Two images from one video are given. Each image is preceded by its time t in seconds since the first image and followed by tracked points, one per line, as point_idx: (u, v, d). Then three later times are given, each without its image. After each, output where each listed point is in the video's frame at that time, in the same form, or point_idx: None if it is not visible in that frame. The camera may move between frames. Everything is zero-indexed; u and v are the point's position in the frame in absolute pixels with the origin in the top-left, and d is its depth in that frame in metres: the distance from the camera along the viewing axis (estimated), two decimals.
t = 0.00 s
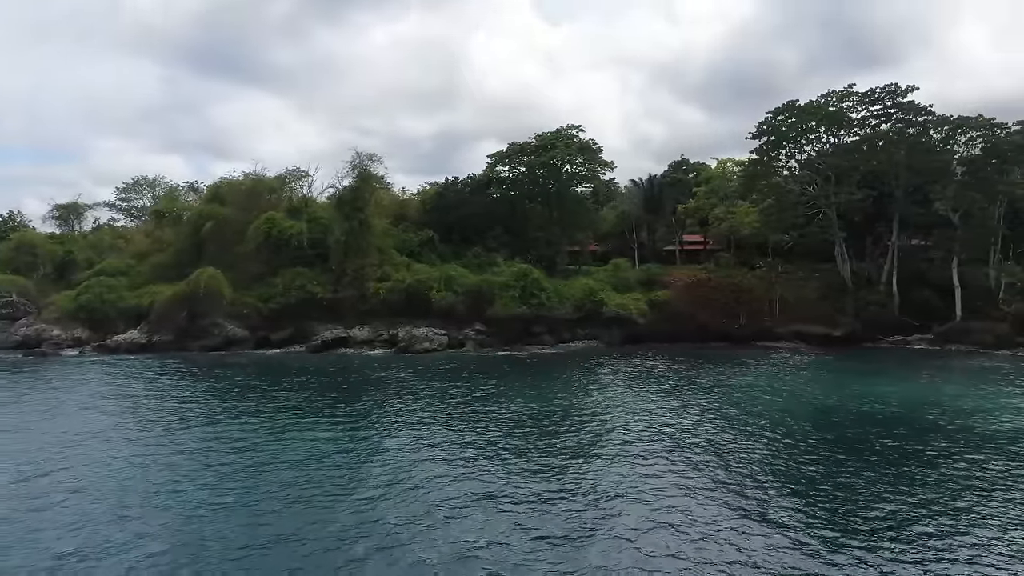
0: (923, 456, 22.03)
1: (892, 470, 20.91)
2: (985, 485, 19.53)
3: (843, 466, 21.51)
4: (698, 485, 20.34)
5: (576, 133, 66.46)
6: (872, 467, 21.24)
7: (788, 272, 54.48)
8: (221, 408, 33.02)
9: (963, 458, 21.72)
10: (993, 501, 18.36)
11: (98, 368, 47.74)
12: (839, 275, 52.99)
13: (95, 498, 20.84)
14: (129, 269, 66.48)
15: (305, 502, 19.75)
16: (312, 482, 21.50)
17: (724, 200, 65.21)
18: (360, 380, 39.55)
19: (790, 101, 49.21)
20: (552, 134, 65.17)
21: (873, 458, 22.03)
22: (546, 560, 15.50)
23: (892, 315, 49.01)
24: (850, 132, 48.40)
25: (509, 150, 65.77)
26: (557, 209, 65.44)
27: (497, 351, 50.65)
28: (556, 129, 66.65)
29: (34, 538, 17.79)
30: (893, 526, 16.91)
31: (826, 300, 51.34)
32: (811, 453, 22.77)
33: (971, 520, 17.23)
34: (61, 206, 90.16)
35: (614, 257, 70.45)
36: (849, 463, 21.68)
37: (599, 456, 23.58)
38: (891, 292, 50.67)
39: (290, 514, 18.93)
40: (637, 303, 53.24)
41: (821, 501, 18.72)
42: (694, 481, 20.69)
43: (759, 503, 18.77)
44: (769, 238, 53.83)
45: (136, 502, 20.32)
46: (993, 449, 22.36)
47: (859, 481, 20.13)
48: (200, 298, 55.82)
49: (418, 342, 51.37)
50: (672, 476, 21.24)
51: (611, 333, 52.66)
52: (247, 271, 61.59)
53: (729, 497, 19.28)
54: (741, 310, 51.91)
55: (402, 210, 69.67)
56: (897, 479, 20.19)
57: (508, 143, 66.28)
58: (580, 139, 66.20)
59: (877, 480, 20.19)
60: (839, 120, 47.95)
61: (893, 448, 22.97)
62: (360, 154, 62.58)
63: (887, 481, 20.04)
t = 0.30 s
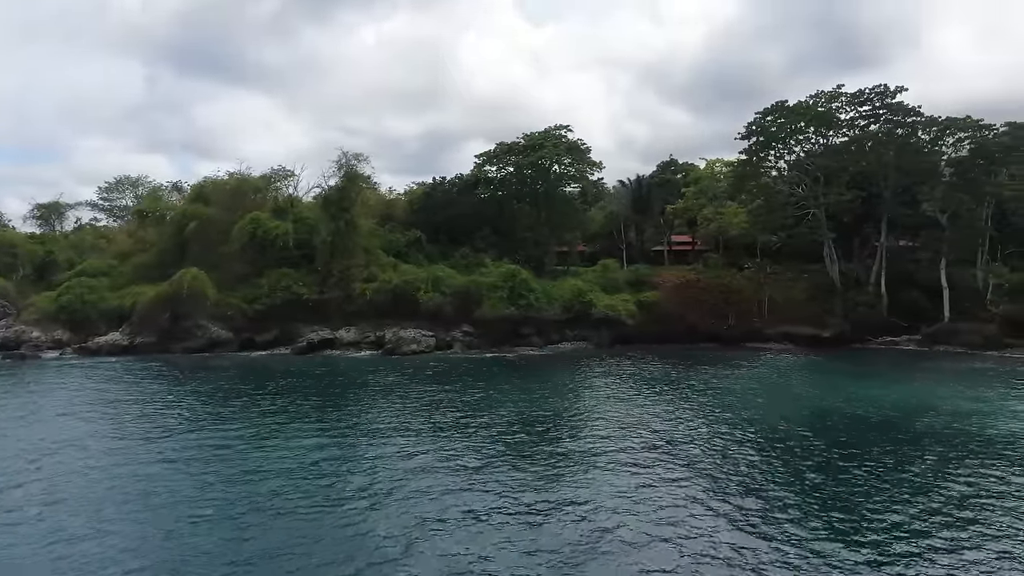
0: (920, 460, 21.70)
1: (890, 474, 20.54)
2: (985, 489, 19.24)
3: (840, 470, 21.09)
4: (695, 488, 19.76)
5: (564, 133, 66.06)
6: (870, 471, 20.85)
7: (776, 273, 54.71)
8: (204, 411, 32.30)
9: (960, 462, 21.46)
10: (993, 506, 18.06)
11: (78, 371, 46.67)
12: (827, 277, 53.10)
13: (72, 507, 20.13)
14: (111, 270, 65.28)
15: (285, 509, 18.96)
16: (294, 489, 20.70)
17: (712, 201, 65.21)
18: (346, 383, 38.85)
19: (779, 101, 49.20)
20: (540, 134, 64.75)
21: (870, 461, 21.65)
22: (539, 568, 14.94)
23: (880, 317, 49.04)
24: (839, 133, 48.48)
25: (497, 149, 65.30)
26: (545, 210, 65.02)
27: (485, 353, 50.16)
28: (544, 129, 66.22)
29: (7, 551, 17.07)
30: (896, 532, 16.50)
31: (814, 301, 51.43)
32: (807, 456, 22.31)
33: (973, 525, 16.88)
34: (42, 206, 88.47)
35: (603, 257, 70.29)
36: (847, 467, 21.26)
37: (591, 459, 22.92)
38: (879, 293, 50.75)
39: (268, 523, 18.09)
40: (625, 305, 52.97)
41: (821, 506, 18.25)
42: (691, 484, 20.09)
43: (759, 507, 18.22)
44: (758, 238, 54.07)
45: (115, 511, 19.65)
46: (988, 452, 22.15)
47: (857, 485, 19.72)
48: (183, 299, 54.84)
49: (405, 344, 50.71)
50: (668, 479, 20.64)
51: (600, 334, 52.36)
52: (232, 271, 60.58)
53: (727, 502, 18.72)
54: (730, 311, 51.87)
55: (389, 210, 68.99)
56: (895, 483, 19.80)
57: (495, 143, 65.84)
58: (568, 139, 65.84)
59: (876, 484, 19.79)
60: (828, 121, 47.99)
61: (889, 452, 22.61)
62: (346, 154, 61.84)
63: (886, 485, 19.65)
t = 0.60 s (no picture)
0: (911, 461, 21.70)
1: (883, 476, 20.47)
2: (979, 488, 19.28)
3: (837, 473, 20.92)
4: (689, 493, 19.49)
5: (552, 133, 65.70)
6: (862, 472, 20.81)
7: (764, 274, 54.84)
8: (187, 414, 31.63)
9: (949, 462, 21.54)
10: (989, 506, 17.99)
11: (57, 373, 45.56)
12: (816, 278, 53.18)
13: (50, 510, 19.47)
14: (92, 271, 64.08)
15: (271, 515, 18.32)
16: (279, 493, 20.05)
17: (700, 202, 65.29)
18: (331, 386, 38.24)
19: (768, 102, 49.26)
20: (528, 134, 64.35)
21: (866, 464, 21.49)
22: None
23: (868, 318, 49.05)
24: (828, 134, 48.65)
25: (485, 149, 64.82)
26: (533, 211, 64.53)
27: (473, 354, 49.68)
28: (532, 129, 65.78)
29: None
30: (896, 536, 16.32)
31: (804, 302, 51.46)
32: (800, 459, 22.18)
33: (970, 527, 16.74)
34: (22, 205, 86.72)
35: (591, 258, 70.25)
36: (840, 469, 21.18)
37: (582, 462, 22.62)
38: (868, 294, 50.81)
39: (253, 529, 17.40)
40: (614, 306, 52.76)
41: (818, 510, 18.02)
42: (684, 489, 19.82)
43: (755, 512, 17.95)
44: (745, 239, 54.43)
45: (95, 514, 19.05)
46: (981, 454, 22.11)
47: (854, 488, 19.54)
48: (166, 300, 53.88)
49: (392, 346, 50.14)
50: (662, 484, 20.34)
51: (589, 335, 52.13)
52: (216, 272, 59.60)
53: (724, 506, 18.44)
54: (719, 312, 51.90)
55: (375, 210, 68.40)
56: (891, 486, 19.65)
57: (483, 143, 65.41)
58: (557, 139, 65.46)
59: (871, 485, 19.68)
60: (817, 122, 48.13)
61: (880, 453, 22.58)
62: (332, 153, 61.11)
63: (880, 487, 19.56)
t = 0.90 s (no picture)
0: (911, 470, 21.51)
1: (881, 486, 20.25)
2: (978, 499, 19.08)
3: (832, 482, 20.71)
4: (685, 504, 19.23)
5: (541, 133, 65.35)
6: (861, 483, 20.57)
7: (753, 276, 54.96)
8: (171, 418, 30.94)
9: (948, 471, 21.35)
10: (986, 517, 17.91)
11: (37, 376, 44.48)
12: (804, 278, 53.32)
13: (29, 518, 18.87)
14: (74, 272, 62.86)
15: (258, 527, 17.82)
16: (269, 504, 19.55)
17: (689, 202, 65.30)
18: (318, 389, 37.65)
19: (757, 102, 49.31)
20: (516, 134, 63.96)
21: (861, 473, 21.33)
22: None
23: (857, 319, 49.15)
24: (817, 135, 48.78)
25: (473, 149, 64.38)
26: (522, 211, 64.21)
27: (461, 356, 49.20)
28: (521, 129, 65.39)
29: None
30: (896, 548, 16.16)
31: (793, 303, 51.57)
32: (797, 467, 21.94)
33: (967, 539, 16.60)
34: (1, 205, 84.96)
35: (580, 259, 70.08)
36: (837, 479, 20.95)
37: (577, 473, 22.22)
38: (857, 295, 50.97)
39: (243, 542, 16.94)
40: (604, 307, 52.57)
41: (816, 521, 17.82)
42: (681, 500, 19.51)
43: (753, 525, 17.72)
44: (734, 240, 54.52)
45: (77, 522, 18.48)
46: (977, 460, 22.05)
47: (850, 498, 19.36)
48: (149, 301, 52.92)
49: (380, 348, 49.56)
50: (657, 495, 20.03)
51: (579, 337, 51.85)
52: (200, 273, 58.63)
53: (720, 518, 18.13)
54: (708, 313, 51.96)
55: (363, 211, 67.75)
56: (888, 495, 19.52)
57: (471, 143, 64.97)
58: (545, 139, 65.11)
59: (868, 496, 19.48)
60: (806, 122, 48.21)
61: (877, 461, 22.35)
62: (319, 153, 60.39)
63: (877, 497, 19.38)
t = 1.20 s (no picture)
0: (908, 469, 21.22)
1: (884, 485, 19.89)
2: (980, 496, 18.86)
3: (827, 479, 20.53)
4: (681, 503, 18.90)
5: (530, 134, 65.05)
6: (863, 482, 20.15)
7: (743, 277, 55.03)
8: (154, 423, 30.30)
9: (946, 469, 21.14)
10: (983, 512, 17.77)
11: (16, 381, 43.47)
12: (794, 280, 53.46)
13: (8, 530, 18.31)
14: (56, 274, 61.69)
15: (244, 536, 17.32)
16: (255, 517, 18.60)
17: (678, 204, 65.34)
18: (305, 393, 37.11)
19: (747, 103, 49.37)
20: (505, 134, 63.61)
21: (856, 470, 21.17)
22: None
23: (847, 321, 49.26)
24: (806, 136, 48.91)
25: (462, 150, 64.01)
26: (511, 212, 63.89)
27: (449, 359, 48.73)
28: (510, 129, 65.04)
29: None
30: (912, 549, 15.65)
31: (783, 305, 51.63)
32: (798, 469, 21.39)
33: (967, 535, 16.42)
34: None
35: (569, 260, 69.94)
36: (840, 479, 20.46)
37: (575, 477, 21.40)
38: (846, 297, 51.14)
39: (230, 557, 16.14)
40: (593, 309, 52.38)
41: (813, 518, 17.59)
42: (686, 504, 18.79)
43: (750, 522, 17.46)
44: (724, 241, 54.56)
45: (58, 534, 17.94)
46: (974, 460, 21.87)
47: (847, 495, 19.14)
48: (133, 303, 52.02)
49: (368, 350, 49.00)
50: (652, 494, 19.69)
51: (569, 339, 51.50)
52: (185, 274, 57.74)
53: (716, 516, 17.82)
54: (698, 315, 51.91)
55: (350, 211, 67.16)
56: (884, 492, 19.34)
57: (460, 144, 64.58)
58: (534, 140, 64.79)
59: (870, 494, 19.13)
60: (796, 123, 48.31)
61: (875, 461, 22.01)
62: (306, 153, 59.72)
63: (879, 495, 19.05)
